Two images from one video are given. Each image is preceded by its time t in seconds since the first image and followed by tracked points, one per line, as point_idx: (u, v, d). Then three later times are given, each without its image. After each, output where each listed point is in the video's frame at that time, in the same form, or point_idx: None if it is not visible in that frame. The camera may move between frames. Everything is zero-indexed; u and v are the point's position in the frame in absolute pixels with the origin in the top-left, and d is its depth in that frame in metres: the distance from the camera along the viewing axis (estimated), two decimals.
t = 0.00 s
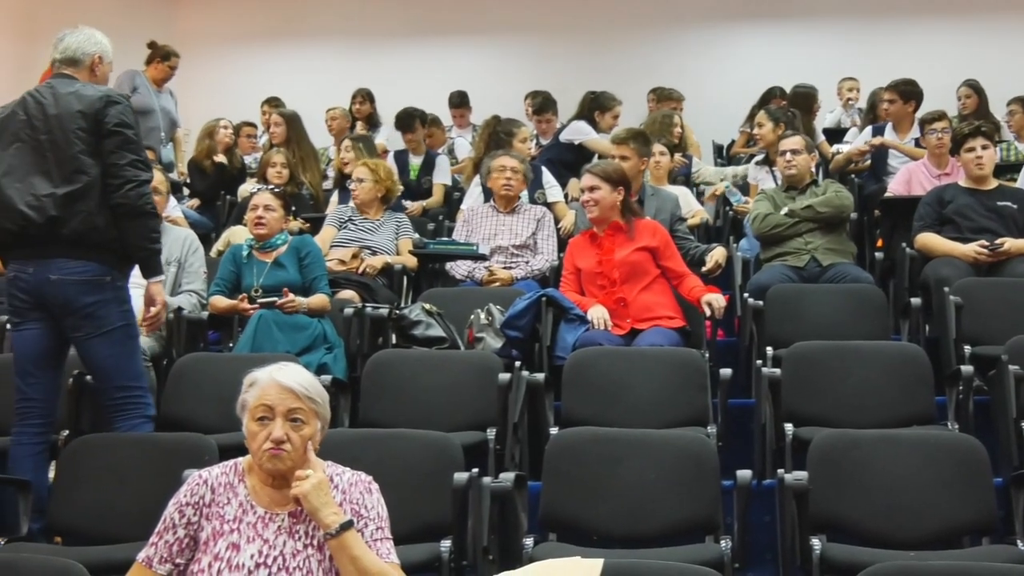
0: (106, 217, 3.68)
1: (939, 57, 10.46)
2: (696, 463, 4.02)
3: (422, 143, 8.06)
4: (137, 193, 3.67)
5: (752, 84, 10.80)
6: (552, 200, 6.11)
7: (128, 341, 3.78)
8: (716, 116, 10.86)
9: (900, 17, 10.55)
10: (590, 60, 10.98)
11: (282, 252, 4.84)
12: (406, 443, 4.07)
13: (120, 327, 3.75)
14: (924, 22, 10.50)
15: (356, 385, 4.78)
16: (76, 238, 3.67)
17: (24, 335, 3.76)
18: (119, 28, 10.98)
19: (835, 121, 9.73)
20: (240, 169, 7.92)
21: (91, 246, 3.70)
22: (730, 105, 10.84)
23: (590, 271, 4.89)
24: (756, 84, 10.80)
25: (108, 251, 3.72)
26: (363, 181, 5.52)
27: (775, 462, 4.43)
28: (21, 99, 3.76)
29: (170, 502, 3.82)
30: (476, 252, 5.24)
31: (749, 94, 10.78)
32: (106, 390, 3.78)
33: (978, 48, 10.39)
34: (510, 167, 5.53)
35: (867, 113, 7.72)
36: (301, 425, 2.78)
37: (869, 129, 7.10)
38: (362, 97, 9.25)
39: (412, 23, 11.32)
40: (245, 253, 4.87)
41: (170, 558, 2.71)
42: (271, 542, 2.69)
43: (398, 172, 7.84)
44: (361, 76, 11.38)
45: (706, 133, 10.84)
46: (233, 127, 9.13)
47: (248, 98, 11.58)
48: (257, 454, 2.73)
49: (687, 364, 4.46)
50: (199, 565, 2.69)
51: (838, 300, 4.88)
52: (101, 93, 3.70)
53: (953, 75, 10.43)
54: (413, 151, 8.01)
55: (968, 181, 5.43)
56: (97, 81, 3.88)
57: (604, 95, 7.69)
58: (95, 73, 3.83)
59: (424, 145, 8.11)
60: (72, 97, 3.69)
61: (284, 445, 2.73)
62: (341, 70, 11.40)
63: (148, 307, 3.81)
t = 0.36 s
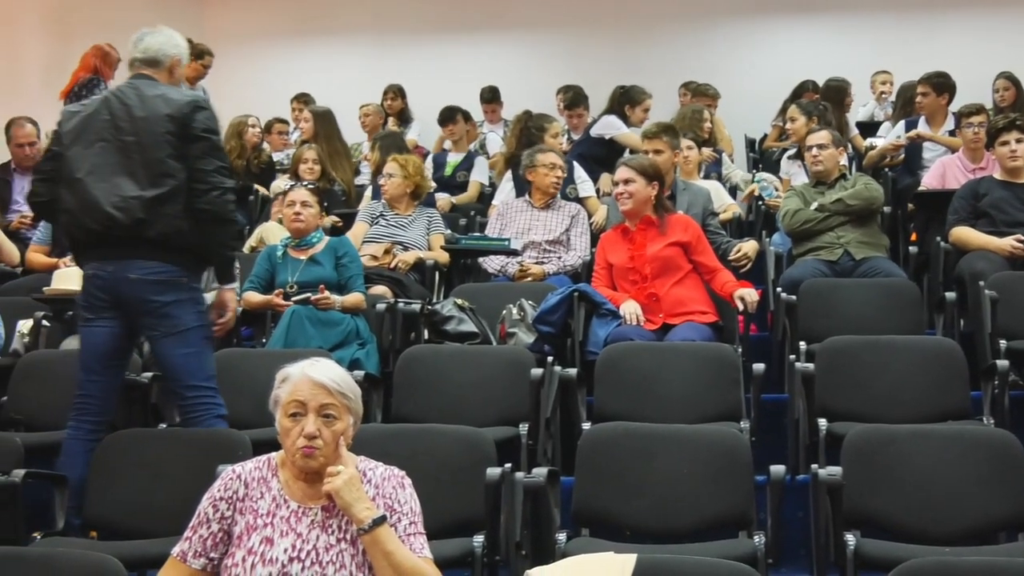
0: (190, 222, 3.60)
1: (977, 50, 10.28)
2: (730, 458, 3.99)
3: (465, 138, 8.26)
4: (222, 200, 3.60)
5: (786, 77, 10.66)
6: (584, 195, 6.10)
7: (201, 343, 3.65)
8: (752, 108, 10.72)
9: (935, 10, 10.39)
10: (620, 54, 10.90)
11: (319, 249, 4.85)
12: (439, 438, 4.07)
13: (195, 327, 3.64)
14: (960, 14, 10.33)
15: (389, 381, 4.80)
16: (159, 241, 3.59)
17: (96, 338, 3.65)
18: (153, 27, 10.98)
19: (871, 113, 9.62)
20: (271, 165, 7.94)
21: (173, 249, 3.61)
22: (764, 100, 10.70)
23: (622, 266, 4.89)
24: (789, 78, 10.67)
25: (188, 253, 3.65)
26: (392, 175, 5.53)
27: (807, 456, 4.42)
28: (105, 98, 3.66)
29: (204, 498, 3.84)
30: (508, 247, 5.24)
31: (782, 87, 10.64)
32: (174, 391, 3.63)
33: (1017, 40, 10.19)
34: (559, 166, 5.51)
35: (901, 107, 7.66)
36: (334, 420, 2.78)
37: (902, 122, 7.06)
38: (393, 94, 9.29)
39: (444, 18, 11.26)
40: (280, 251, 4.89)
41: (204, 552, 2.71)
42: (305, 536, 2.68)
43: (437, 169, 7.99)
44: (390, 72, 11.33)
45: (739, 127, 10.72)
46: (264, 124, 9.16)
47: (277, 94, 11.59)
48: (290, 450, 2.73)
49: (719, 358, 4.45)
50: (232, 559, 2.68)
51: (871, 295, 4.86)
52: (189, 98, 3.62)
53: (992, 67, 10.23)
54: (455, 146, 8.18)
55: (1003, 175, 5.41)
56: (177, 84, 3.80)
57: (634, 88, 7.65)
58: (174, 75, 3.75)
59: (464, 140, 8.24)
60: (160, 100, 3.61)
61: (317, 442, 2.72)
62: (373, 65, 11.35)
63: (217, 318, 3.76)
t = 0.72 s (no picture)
0: (317, 222, 3.62)
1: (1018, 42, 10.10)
2: (768, 452, 3.94)
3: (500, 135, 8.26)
4: (349, 204, 3.64)
5: (821, 70, 10.55)
6: (619, 188, 6.11)
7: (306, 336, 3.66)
8: (788, 102, 10.59)
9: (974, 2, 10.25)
10: (654, 48, 10.82)
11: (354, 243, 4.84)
12: (474, 432, 4.05)
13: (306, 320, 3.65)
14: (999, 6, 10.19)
15: (424, 375, 4.81)
16: (292, 234, 3.58)
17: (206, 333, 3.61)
18: (186, 23, 11.01)
19: (910, 106, 9.54)
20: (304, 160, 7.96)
21: (296, 243, 3.61)
22: (800, 94, 10.56)
23: (656, 259, 4.88)
24: (825, 70, 10.55)
25: (308, 246, 3.66)
26: (425, 170, 5.53)
27: (845, 451, 4.39)
28: (230, 90, 3.65)
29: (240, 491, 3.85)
30: (543, 242, 5.25)
31: (818, 80, 10.52)
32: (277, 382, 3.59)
33: None
34: (594, 160, 5.52)
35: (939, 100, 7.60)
36: (369, 414, 2.74)
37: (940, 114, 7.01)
38: (428, 89, 9.31)
39: (481, 12, 11.21)
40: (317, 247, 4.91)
41: (242, 546, 2.68)
42: (342, 530, 2.65)
43: (471, 165, 8.00)
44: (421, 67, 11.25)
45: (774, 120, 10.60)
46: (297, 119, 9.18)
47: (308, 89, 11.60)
48: (326, 443, 2.69)
49: (755, 353, 4.44)
50: (269, 553, 2.65)
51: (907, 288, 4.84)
52: (319, 102, 3.65)
53: None
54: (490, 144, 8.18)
55: None
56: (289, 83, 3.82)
57: (668, 82, 7.68)
58: (289, 75, 3.75)
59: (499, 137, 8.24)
60: (290, 100, 3.63)
61: (353, 435, 2.69)
62: (409, 60, 11.29)
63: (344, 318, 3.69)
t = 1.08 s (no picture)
0: (370, 220, 3.66)
1: None
2: (796, 444, 3.92)
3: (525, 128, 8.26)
4: (404, 205, 3.67)
5: (851, 63, 10.47)
6: (646, 181, 6.12)
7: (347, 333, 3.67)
8: (817, 94, 10.51)
9: None
10: (684, 39, 10.74)
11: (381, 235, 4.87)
12: (502, 425, 4.05)
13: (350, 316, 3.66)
14: None
15: (452, 368, 4.84)
16: (344, 231, 3.61)
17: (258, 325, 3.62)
18: (211, 18, 11.04)
19: (939, 97, 9.47)
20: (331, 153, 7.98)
21: (345, 238, 3.63)
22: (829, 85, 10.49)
23: (684, 251, 4.87)
24: (855, 62, 10.47)
25: (357, 244, 3.67)
26: (451, 163, 5.55)
27: (873, 442, 4.37)
28: (294, 81, 3.66)
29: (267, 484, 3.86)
30: (570, 235, 5.25)
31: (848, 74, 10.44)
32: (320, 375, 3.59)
33: None
34: (622, 152, 5.48)
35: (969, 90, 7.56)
36: (399, 407, 2.71)
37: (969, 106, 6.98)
38: (455, 81, 9.32)
39: (506, 5, 11.18)
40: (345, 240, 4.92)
41: (270, 538, 2.66)
42: (370, 524, 2.63)
43: (497, 159, 8.01)
44: (449, 59, 11.24)
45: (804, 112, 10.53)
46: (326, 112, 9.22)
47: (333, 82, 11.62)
48: (354, 436, 2.67)
49: (783, 345, 4.42)
50: (297, 546, 2.64)
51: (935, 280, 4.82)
52: (382, 100, 3.69)
53: None
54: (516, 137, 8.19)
55: None
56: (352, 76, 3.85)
57: (695, 75, 7.67)
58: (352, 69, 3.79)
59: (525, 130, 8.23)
60: (354, 96, 3.66)
61: (382, 427, 2.67)
62: (437, 54, 11.26)
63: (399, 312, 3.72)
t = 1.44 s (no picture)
0: (389, 208, 3.65)
1: None
2: (830, 436, 3.90)
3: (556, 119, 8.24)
4: (417, 188, 3.62)
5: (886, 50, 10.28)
6: (679, 171, 6.13)
7: (375, 322, 3.69)
8: (851, 84, 10.32)
9: None
10: (716, 30, 10.56)
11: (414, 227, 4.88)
12: (534, 416, 4.05)
13: (374, 305, 3.68)
14: None
15: (484, 359, 4.85)
16: (357, 220, 3.61)
17: (290, 317, 3.71)
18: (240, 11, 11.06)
19: (974, 86, 9.36)
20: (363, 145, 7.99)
21: (374, 231, 3.64)
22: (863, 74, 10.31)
23: (717, 243, 4.85)
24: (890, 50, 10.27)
25: (388, 237, 3.68)
26: (482, 155, 5.55)
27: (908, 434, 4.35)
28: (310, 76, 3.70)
29: (302, 474, 3.87)
30: (602, 226, 5.24)
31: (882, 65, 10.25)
32: (340, 364, 3.64)
33: None
34: (651, 142, 5.48)
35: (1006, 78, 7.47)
36: (431, 400, 2.72)
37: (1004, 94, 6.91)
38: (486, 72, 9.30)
39: None
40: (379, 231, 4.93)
41: (305, 529, 2.67)
42: (404, 515, 2.63)
43: (528, 150, 8.00)
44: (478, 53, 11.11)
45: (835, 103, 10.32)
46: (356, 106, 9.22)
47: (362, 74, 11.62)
48: (387, 429, 2.67)
49: (815, 336, 4.40)
50: (332, 537, 2.64)
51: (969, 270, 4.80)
52: (395, 86, 3.66)
53: None
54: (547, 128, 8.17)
55: None
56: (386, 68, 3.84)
57: (728, 65, 7.64)
58: (376, 56, 3.76)
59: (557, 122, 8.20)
60: (365, 85, 3.65)
61: (415, 419, 2.67)
62: (466, 46, 11.17)
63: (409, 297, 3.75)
